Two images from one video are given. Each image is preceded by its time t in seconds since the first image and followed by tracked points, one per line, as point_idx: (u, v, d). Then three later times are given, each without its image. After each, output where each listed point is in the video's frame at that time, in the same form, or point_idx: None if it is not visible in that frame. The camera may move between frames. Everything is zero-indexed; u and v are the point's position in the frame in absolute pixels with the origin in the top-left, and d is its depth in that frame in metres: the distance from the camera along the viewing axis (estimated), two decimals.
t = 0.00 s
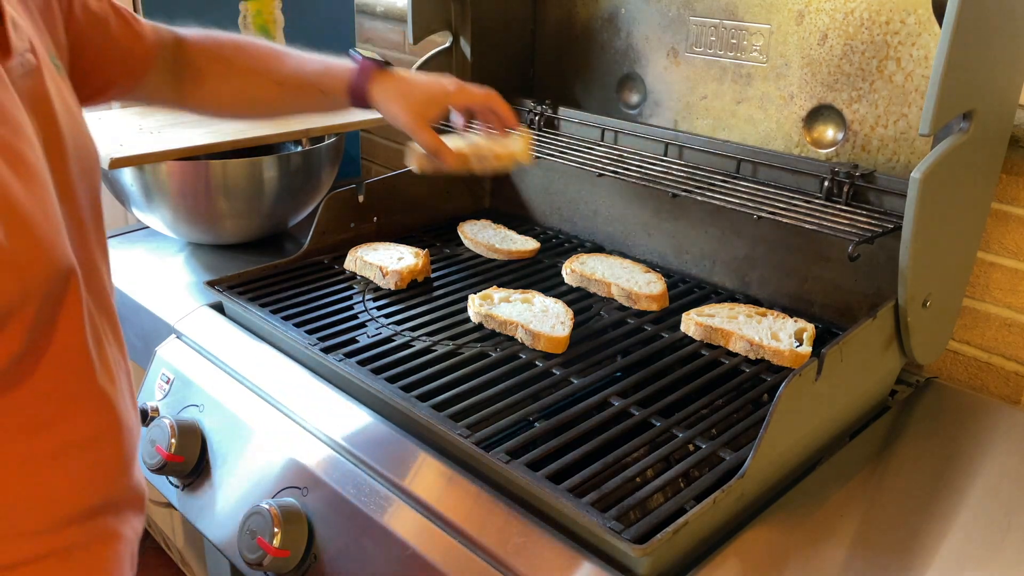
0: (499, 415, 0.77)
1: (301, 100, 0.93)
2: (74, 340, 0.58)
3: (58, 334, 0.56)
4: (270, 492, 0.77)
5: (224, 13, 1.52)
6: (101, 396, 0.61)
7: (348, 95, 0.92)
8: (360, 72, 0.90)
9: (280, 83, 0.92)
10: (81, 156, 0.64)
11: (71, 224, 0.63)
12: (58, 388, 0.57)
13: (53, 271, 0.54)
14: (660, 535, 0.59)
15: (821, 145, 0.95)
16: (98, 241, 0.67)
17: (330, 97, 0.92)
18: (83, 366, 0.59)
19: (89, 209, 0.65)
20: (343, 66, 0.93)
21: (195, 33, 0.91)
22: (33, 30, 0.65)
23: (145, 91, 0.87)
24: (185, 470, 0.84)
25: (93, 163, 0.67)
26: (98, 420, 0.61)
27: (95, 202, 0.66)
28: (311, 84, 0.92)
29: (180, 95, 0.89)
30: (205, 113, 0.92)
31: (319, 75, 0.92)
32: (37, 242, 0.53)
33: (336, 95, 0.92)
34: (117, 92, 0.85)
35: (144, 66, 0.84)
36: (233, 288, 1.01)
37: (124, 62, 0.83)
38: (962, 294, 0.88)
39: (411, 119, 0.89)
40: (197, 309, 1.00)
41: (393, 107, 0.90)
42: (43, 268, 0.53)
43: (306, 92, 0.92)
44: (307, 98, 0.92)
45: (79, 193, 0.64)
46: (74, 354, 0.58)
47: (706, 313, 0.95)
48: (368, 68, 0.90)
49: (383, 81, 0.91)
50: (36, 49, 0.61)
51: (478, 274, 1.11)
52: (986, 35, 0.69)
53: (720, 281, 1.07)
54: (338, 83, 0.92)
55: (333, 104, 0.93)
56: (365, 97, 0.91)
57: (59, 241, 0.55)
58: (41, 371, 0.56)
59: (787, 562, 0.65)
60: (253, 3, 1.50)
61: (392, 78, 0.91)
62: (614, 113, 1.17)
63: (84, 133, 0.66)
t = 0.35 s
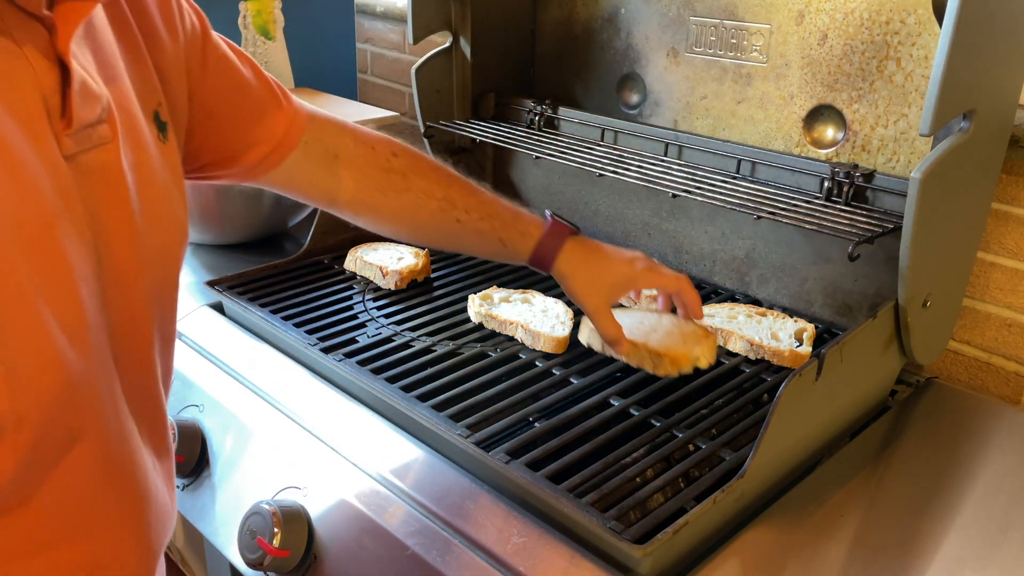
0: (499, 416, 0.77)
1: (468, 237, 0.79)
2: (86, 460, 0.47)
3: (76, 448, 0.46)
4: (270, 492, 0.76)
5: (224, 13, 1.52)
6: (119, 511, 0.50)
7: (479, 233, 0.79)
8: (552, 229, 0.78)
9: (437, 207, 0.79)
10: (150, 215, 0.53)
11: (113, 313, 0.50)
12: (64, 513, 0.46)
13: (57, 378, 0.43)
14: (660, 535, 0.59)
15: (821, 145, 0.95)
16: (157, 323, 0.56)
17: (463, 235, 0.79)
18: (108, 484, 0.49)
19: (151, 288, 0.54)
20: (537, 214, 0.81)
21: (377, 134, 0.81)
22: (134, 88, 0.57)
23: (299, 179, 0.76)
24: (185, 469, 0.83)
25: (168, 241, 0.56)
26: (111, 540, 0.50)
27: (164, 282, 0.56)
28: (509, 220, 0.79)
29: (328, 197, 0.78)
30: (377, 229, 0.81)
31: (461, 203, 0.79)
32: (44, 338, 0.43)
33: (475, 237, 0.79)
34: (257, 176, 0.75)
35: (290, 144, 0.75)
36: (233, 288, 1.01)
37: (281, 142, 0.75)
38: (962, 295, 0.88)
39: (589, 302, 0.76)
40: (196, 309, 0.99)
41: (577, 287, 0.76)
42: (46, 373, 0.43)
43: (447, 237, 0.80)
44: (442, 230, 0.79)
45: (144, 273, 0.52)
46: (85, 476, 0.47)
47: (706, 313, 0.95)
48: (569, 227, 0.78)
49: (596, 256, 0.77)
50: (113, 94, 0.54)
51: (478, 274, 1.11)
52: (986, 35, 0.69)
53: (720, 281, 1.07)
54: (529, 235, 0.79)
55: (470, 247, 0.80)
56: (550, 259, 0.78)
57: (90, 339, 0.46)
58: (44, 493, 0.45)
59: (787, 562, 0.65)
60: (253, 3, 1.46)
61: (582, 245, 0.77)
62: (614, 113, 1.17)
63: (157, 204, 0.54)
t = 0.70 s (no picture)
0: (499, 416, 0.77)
1: (502, 272, 0.77)
2: (96, 495, 0.49)
3: (87, 486, 0.49)
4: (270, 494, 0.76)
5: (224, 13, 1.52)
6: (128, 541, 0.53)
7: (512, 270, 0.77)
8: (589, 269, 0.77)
9: (469, 240, 0.77)
10: (177, 237, 0.54)
11: (133, 343, 0.52)
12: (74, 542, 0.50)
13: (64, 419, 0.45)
14: (659, 535, 0.59)
15: (821, 145, 0.95)
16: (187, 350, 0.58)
17: (496, 271, 0.77)
18: (119, 515, 0.51)
19: (180, 320, 0.55)
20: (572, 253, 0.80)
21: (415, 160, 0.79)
22: (165, 109, 0.58)
23: (331, 203, 0.74)
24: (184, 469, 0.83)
25: (199, 268, 0.56)
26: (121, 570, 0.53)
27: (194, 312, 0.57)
28: (546, 257, 0.78)
29: (359, 218, 0.75)
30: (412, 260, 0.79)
31: (492, 236, 0.77)
32: (57, 376, 0.45)
33: (508, 274, 0.77)
34: (287, 197, 0.73)
35: (323, 167, 0.73)
36: (233, 288, 1.01)
37: (318, 162, 0.72)
38: (962, 295, 0.88)
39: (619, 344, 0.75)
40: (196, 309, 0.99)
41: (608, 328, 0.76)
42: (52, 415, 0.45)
43: (478, 271, 0.78)
44: (473, 263, 0.77)
45: (168, 301, 0.54)
46: (94, 509, 0.50)
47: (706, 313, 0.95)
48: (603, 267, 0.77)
49: (630, 299, 0.77)
50: (142, 116, 0.54)
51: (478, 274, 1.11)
52: (986, 35, 0.69)
53: (720, 281, 1.07)
54: (566, 273, 0.78)
55: (501, 282, 0.78)
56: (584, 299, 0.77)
57: (105, 374, 0.48)
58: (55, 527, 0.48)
59: (787, 562, 0.65)
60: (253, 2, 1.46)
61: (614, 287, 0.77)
62: (614, 113, 1.17)
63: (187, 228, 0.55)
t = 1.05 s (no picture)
0: (499, 415, 0.77)
1: (335, 239, 0.74)
2: (113, 476, 0.46)
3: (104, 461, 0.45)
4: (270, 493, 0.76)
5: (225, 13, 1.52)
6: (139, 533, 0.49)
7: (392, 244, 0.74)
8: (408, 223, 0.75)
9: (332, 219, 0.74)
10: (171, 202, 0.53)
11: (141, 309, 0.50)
12: (90, 532, 0.45)
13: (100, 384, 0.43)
14: (659, 535, 0.59)
15: (821, 145, 0.95)
16: (174, 335, 0.57)
17: (373, 247, 0.74)
18: (130, 505, 0.48)
19: (171, 294, 0.54)
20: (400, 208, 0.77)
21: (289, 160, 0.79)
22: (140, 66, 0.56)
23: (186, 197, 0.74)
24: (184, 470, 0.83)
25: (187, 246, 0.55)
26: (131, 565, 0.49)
27: (183, 299, 0.56)
28: (351, 221, 0.75)
29: (210, 211, 0.76)
30: (261, 242, 0.77)
31: (368, 217, 0.75)
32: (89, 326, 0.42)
33: (386, 246, 0.74)
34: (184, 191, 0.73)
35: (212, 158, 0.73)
36: (233, 288, 1.01)
37: (206, 156, 0.72)
38: (962, 294, 0.88)
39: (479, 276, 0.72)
40: (197, 309, 0.99)
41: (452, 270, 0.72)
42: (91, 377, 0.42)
43: (358, 249, 0.75)
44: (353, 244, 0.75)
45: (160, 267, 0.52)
46: (110, 492, 0.46)
47: (706, 313, 0.95)
48: (423, 219, 0.75)
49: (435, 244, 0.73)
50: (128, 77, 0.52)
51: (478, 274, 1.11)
52: (985, 35, 0.69)
53: (720, 281, 1.07)
54: (393, 232, 0.74)
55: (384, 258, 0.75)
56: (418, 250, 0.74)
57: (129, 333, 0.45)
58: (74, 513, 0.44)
59: (787, 562, 0.64)
60: (253, 3, 1.46)
61: (444, 233, 0.74)
62: (614, 113, 1.17)
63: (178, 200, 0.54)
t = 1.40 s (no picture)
0: (500, 415, 0.77)
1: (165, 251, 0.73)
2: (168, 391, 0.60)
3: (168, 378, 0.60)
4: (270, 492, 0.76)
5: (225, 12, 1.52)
6: (178, 452, 0.61)
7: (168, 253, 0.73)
8: (176, 226, 0.74)
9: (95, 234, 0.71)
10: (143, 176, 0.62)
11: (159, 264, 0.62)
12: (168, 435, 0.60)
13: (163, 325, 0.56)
14: (660, 535, 0.59)
15: (821, 145, 0.95)
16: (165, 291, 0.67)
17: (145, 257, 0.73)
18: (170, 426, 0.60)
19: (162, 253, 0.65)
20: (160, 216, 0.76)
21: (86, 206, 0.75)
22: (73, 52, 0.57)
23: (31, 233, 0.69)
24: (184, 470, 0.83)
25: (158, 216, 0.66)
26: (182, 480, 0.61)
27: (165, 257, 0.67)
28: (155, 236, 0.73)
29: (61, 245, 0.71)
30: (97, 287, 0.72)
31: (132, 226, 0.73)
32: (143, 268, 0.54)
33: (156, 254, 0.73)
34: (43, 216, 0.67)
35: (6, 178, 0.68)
36: (233, 288, 1.01)
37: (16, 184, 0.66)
38: (962, 294, 0.88)
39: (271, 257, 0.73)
40: (197, 309, 0.99)
41: (219, 260, 0.72)
42: (157, 320, 0.55)
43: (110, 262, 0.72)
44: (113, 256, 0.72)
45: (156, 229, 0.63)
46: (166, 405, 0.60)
47: (706, 313, 0.95)
48: (185, 219, 0.74)
49: (204, 238, 0.74)
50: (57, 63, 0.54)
51: (478, 274, 1.11)
52: (985, 35, 0.69)
53: (720, 281, 1.07)
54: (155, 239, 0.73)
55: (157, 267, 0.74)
56: (191, 252, 0.73)
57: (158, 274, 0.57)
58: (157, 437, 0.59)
59: (787, 562, 0.65)
60: (253, 3, 1.45)
61: (212, 228, 0.74)
62: (614, 113, 1.17)
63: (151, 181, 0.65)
